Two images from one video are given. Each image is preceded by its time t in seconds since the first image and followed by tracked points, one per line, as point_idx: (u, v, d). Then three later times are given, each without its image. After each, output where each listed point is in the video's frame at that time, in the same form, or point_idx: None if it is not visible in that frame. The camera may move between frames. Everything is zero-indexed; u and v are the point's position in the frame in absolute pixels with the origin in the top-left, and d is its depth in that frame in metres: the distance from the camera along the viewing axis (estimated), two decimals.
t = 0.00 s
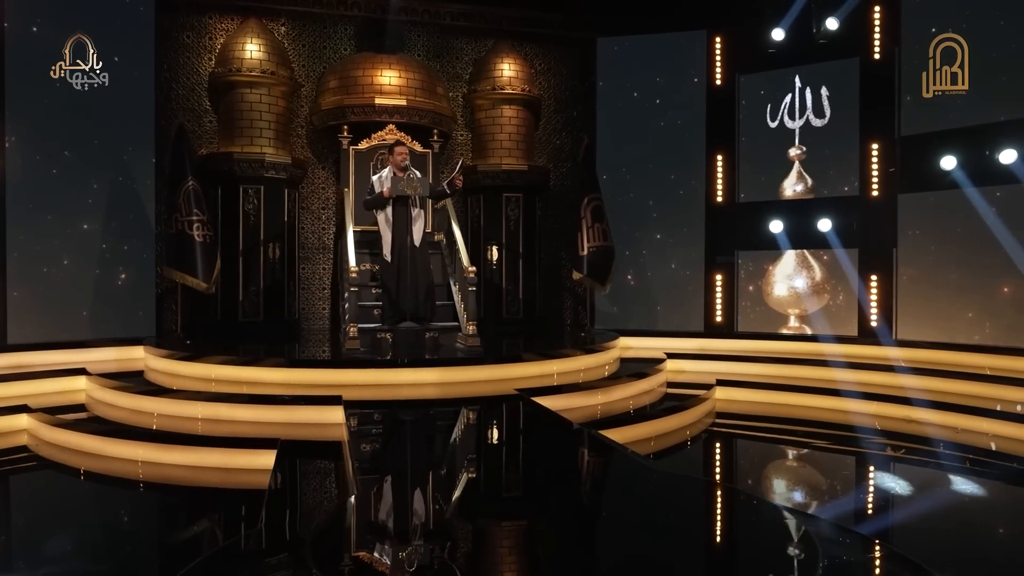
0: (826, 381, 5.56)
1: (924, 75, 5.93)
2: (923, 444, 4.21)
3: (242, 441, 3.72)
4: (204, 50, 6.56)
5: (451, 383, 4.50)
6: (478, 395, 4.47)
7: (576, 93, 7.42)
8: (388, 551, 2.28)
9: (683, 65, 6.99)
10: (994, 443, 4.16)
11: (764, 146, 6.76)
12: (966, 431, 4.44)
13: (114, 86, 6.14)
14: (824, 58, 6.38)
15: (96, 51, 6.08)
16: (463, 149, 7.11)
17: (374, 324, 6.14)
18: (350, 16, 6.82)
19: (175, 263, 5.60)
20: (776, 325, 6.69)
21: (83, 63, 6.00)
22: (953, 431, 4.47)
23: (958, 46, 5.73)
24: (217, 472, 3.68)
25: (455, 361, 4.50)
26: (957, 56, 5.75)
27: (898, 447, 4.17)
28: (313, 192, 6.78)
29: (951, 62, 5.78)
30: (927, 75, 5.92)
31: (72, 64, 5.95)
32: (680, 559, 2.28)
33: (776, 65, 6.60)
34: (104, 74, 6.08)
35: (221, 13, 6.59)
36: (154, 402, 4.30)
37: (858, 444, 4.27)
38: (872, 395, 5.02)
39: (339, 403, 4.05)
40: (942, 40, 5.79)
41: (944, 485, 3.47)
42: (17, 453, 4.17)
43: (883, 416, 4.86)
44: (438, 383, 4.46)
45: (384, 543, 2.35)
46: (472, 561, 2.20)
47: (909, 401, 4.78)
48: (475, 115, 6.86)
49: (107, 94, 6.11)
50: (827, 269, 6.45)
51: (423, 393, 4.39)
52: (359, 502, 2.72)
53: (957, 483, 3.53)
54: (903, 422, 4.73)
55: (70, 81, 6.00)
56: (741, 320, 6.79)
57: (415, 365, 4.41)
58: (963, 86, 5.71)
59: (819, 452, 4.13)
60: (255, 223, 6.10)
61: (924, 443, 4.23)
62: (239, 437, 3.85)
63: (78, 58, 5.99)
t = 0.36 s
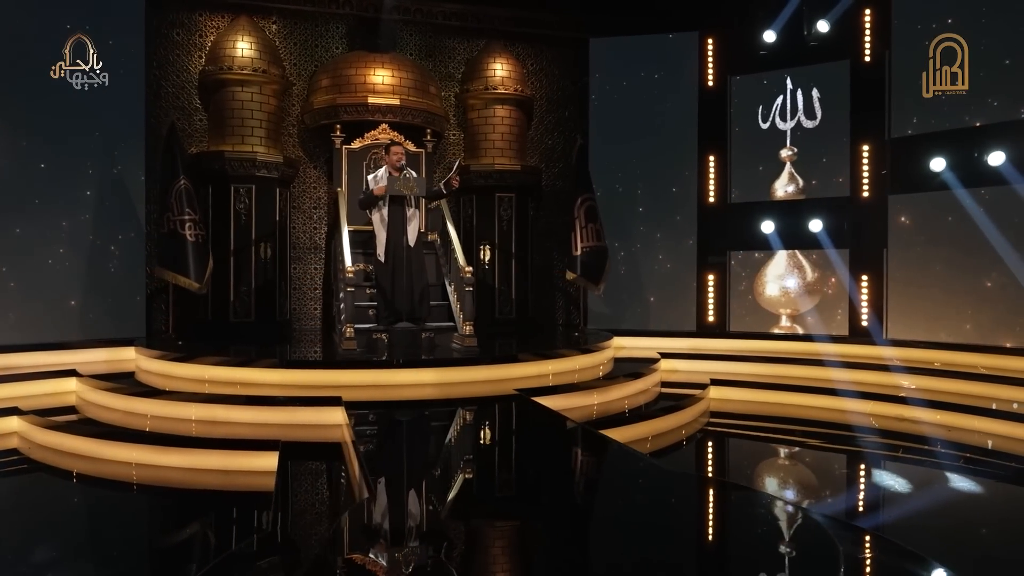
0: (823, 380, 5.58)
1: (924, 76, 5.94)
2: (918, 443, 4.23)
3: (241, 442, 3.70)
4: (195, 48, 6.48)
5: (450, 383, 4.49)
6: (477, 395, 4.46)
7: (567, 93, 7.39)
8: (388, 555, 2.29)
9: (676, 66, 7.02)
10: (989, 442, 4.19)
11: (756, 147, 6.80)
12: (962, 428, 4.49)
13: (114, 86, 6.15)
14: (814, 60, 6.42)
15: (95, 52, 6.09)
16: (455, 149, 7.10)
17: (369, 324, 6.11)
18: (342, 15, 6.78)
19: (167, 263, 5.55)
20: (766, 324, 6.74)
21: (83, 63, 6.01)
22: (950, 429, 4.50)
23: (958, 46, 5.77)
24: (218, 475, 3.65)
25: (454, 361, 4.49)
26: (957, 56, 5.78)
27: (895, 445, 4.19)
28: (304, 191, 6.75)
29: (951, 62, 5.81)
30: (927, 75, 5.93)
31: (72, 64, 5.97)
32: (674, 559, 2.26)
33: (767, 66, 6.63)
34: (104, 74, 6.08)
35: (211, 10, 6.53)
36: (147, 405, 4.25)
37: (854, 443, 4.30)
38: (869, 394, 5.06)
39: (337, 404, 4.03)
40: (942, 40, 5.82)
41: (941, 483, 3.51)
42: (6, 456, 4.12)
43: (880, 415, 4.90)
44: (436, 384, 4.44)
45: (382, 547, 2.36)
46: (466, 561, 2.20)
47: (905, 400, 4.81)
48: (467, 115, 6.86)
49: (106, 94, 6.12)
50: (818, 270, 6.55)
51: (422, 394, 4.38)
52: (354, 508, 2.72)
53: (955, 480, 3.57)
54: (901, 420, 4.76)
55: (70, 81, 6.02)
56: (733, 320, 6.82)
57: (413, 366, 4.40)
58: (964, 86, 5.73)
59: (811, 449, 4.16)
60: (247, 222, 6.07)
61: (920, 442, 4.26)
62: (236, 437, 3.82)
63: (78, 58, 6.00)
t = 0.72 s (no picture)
0: (822, 380, 5.60)
1: (924, 75, 5.91)
2: (918, 442, 4.25)
3: (241, 443, 3.65)
4: (186, 46, 6.41)
5: (450, 383, 4.49)
6: (477, 395, 4.45)
7: (561, 93, 7.39)
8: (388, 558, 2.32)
9: (670, 67, 7.03)
10: (989, 441, 4.21)
11: (751, 148, 6.81)
12: (961, 428, 4.50)
13: (114, 86, 6.16)
14: (807, 62, 6.46)
15: (95, 51, 6.09)
16: (448, 149, 7.09)
17: (365, 324, 6.07)
18: (334, 13, 6.75)
19: (161, 263, 5.52)
20: (761, 324, 6.80)
21: (83, 63, 6.01)
22: (948, 428, 4.52)
23: (958, 46, 5.72)
24: (218, 477, 3.60)
25: (455, 361, 4.49)
26: (958, 56, 5.74)
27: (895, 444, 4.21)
28: (298, 190, 6.73)
29: (952, 61, 5.78)
30: (927, 75, 5.90)
31: (72, 64, 5.96)
32: (667, 559, 2.25)
33: (760, 68, 6.66)
34: (104, 74, 6.09)
35: (203, 8, 6.46)
36: (142, 406, 4.21)
37: (852, 442, 4.31)
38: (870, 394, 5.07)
39: (342, 405, 4.00)
40: (942, 40, 5.78)
41: (941, 482, 3.54)
42: None
43: (880, 414, 4.91)
44: (437, 384, 4.44)
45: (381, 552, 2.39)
46: (461, 562, 2.22)
47: (903, 400, 4.84)
48: (461, 115, 6.85)
49: (107, 93, 6.12)
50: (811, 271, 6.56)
51: (423, 394, 4.37)
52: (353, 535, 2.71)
53: (955, 478, 3.60)
54: (901, 419, 4.77)
55: (70, 81, 6.01)
56: (727, 320, 6.86)
57: (412, 366, 4.39)
58: (964, 86, 5.73)
59: (804, 447, 4.19)
60: (240, 222, 6.05)
61: (920, 441, 4.27)
62: (235, 437, 3.79)
63: (78, 58, 5.99)
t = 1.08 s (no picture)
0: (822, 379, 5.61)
1: (924, 75, 5.91)
2: (920, 441, 4.25)
3: (241, 445, 3.61)
4: (180, 43, 6.38)
5: (452, 382, 4.50)
6: (477, 395, 4.43)
7: (555, 93, 7.41)
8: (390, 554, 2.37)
9: (666, 67, 7.04)
10: (991, 439, 4.22)
11: (746, 148, 6.82)
12: (961, 426, 4.51)
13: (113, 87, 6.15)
14: (802, 63, 6.49)
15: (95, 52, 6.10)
16: (444, 149, 7.08)
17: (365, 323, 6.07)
18: (329, 11, 6.73)
19: (155, 263, 5.49)
20: (756, 323, 6.81)
21: (84, 63, 6.02)
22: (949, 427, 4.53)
23: (958, 46, 5.72)
24: (223, 479, 3.55)
25: (455, 361, 4.49)
26: (957, 56, 5.75)
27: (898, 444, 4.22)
28: (293, 190, 6.72)
29: (952, 61, 5.77)
30: (926, 75, 5.90)
31: (72, 64, 5.97)
32: (675, 560, 2.23)
33: (755, 69, 6.67)
34: (104, 74, 6.09)
35: (196, 6, 6.44)
36: (140, 408, 4.18)
37: (853, 441, 4.31)
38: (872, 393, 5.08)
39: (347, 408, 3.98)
40: (942, 40, 5.77)
41: (940, 480, 3.55)
42: None
43: (883, 413, 4.92)
44: (439, 384, 4.46)
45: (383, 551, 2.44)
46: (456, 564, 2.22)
47: (903, 399, 4.85)
48: (456, 114, 6.84)
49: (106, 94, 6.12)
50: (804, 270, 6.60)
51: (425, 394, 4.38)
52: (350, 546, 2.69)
53: (958, 476, 3.62)
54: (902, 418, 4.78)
55: (70, 81, 6.01)
56: (722, 319, 6.85)
57: (413, 366, 4.39)
58: (964, 86, 5.74)
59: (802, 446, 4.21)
60: (235, 221, 6.02)
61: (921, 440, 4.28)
62: (235, 438, 3.77)
63: (78, 58, 6.00)
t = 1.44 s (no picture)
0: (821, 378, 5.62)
1: (924, 75, 5.87)
2: (920, 440, 4.26)
3: (241, 446, 3.60)
4: (174, 41, 6.37)
5: (454, 383, 4.50)
6: (477, 395, 4.42)
7: (551, 93, 7.40)
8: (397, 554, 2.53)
9: (662, 67, 7.06)
10: (990, 438, 4.22)
11: (743, 148, 6.83)
12: (960, 425, 4.52)
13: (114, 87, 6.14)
14: (797, 64, 6.50)
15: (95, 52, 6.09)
16: (441, 148, 7.08)
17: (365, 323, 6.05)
18: (324, 10, 6.72)
19: (152, 263, 5.48)
20: (752, 323, 6.83)
21: (84, 63, 6.00)
22: (948, 425, 4.53)
23: (958, 46, 5.70)
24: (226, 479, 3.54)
25: (456, 360, 4.48)
26: (957, 56, 5.72)
27: (898, 442, 4.22)
28: (288, 189, 6.69)
29: (952, 61, 5.75)
30: (927, 75, 5.86)
31: (72, 64, 5.95)
32: (681, 559, 2.23)
33: (751, 69, 6.68)
34: (104, 74, 6.07)
35: (190, 3, 6.42)
36: (139, 408, 4.16)
37: (854, 440, 4.32)
38: (872, 392, 5.09)
39: (350, 409, 3.97)
40: (942, 40, 5.75)
41: (938, 477, 3.56)
42: None
43: (882, 412, 4.93)
44: (440, 383, 4.46)
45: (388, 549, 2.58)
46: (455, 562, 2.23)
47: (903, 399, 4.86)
48: (452, 114, 6.83)
49: (106, 94, 6.10)
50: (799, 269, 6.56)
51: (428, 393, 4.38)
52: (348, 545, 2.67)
53: (959, 473, 3.64)
54: (901, 417, 4.79)
55: (70, 81, 5.99)
56: (719, 319, 6.88)
57: (413, 366, 4.38)
58: (964, 86, 5.69)
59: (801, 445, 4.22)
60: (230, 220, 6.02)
61: (922, 438, 4.29)
62: (235, 439, 3.75)
63: (78, 58, 5.99)
